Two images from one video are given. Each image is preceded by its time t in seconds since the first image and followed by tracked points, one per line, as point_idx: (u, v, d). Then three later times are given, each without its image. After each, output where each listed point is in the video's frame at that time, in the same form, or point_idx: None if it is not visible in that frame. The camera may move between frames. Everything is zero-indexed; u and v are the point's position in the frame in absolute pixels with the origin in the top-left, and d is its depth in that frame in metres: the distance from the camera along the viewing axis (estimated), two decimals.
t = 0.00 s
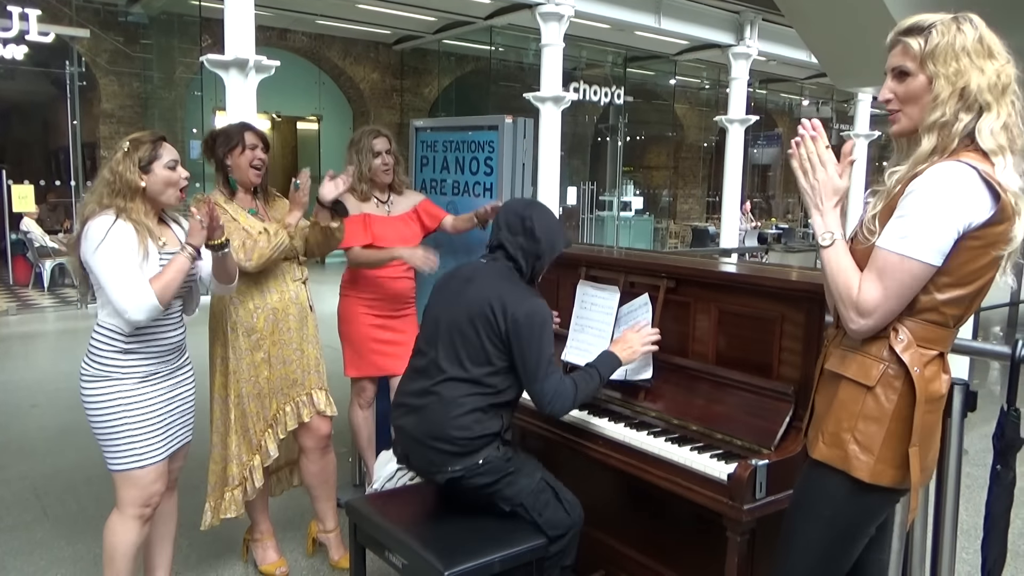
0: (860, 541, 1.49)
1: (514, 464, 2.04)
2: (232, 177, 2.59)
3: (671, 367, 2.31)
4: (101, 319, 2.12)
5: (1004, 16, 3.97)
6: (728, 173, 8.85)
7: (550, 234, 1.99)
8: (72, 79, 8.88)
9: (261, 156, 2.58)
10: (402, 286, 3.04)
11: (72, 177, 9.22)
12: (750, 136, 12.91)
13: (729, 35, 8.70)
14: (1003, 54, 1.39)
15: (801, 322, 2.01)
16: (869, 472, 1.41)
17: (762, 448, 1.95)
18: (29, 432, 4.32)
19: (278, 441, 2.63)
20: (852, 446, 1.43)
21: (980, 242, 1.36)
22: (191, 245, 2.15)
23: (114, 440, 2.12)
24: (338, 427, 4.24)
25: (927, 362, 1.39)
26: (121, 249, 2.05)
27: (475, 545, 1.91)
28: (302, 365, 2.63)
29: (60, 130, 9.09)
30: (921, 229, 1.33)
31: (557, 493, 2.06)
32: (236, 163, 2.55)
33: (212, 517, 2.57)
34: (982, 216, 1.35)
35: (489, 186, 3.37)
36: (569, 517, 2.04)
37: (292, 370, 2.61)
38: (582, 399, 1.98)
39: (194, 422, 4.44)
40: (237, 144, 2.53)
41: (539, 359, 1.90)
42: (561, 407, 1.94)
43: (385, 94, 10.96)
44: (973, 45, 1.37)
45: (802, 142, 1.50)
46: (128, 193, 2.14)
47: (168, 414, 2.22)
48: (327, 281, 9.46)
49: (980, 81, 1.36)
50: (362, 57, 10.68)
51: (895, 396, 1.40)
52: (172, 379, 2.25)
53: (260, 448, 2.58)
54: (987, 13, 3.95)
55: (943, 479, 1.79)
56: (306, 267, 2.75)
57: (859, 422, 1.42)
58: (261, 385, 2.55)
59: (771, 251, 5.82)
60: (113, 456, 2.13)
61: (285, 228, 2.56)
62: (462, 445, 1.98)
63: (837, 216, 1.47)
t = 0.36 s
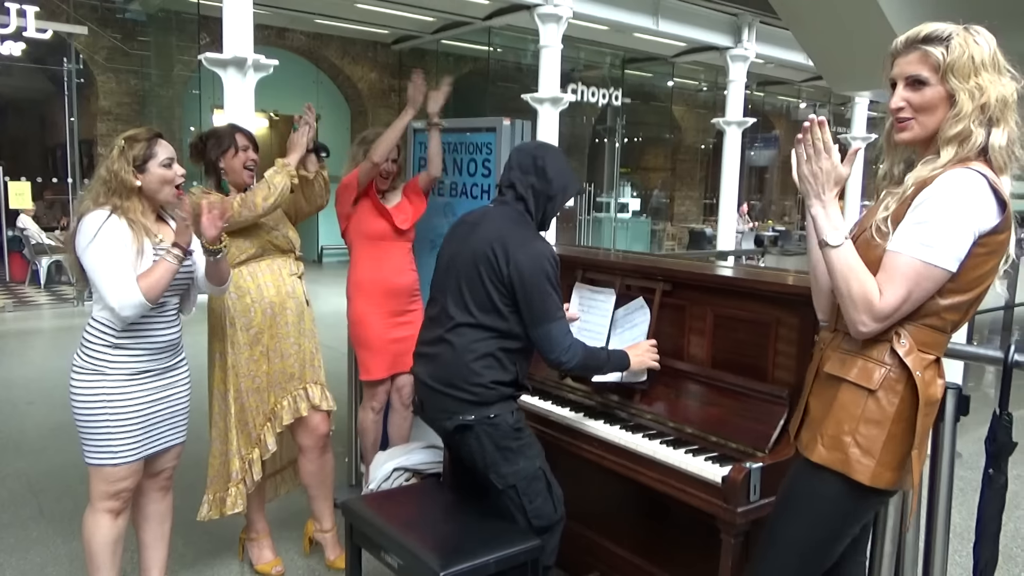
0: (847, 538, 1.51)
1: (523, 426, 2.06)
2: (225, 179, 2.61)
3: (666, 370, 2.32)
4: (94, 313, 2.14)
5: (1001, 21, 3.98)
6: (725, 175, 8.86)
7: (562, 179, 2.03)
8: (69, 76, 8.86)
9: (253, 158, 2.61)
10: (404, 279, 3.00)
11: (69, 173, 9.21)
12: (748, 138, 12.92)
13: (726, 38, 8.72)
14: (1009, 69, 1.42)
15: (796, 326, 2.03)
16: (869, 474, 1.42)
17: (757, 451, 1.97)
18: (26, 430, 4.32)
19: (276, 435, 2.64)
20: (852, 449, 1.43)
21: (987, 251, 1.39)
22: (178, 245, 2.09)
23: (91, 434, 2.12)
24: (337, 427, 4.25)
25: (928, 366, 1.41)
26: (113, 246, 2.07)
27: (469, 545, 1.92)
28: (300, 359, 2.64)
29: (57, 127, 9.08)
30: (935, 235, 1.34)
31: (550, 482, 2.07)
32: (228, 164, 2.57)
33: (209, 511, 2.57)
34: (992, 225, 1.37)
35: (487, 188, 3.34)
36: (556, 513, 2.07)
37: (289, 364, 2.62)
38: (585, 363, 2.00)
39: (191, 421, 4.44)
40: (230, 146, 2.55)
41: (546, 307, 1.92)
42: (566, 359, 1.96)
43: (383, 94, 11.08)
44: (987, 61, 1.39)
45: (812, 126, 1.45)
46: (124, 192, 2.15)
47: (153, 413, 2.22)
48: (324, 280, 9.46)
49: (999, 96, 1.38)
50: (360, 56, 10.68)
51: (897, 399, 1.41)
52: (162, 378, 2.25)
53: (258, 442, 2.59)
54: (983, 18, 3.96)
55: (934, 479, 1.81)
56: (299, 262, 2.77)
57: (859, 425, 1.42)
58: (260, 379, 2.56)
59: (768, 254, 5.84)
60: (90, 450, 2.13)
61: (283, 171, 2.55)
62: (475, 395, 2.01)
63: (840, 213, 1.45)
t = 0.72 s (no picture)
0: (833, 535, 1.53)
1: (531, 417, 2.08)
2: (219, 181, 2.62)
3: (665, 373, 2.35)
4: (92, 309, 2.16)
5: (998, 27, 4.01)
6: (724, 179, 8.88)
7: (556, 167, 2.01)
8: (71, 75, 8.87)
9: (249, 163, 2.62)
10: (404, 279, 3.00)
11: (69, 172, 9.22)
12: (748, 142, 12.95)
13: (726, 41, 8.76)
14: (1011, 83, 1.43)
15: (792, 330, 2.05)
16: (855, 470, 1.43)
17: (753, 453, 1.98)
18: (25, 428, 4.32)
19: (280, 430, 2.65)
20: (840, 444, 1.44)
21: (987, 262, 1.40)
22: (177, 254, 2.07)
23: (90, 431, 2.14)
24: (336, 427, 4.25)
25: (921, 369, 1.42)
26: (112, 244, 2.09)
27: (469, 545, 1.93)
28: (299, 353, 2.65)
29: (57, 126, 9.08)
30: (932, 241, 1.35)
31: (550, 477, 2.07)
32: (224, 170, 2.57)
33: (210, 507, 2.60)
34: (995, 236, 1.38)
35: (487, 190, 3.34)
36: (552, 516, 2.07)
37: (290, 359, 2.63)
38: (576, 347, 1.94)
39: (190, 419, 4.45)
40: (225, 151, 2.55)
41: (533, 286, 1.90)
42: (554, 341, 1.90)
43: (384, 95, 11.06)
44: (991, 76, 1.40)
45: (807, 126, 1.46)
46: (124, 191, 2.16)
47: (150, 411, 2.23)
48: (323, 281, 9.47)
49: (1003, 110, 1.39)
50: (361, 58, 10.72)
51: (888, 399, 1.42)
52: (160, 377, 2.26)
53: (262, 438, 2.61)
54: (980, 25, 4.00)
55: (928, 480, 1.82)
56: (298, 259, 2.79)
57: (849, 421, 1.43)
58: (262, 375, 2.57)
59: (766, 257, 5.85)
60: (88, 446, 2.15)
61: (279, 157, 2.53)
62: (484, 382, 2.03)
63: (840, 205, 1.47)
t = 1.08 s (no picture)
0: (834, 536, 1.54)
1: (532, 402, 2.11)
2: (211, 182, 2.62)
3: (661, 374, 2.36)
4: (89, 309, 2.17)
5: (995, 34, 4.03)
6: (722, 182, 8.91)
7: (541, 151, 2.03)
8: (69, 73, 8.87)
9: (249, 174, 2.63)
10: (402, 282, 3.01)
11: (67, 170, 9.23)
12: (745, 145, 12.98)
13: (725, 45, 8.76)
14: (1001, 92, 1.44)
15: (788, 332, 2.06)
16: (848, 467, 1.45)
17: (747, 454, 1.99)
18: (22, 426, 4.32)
19: (278, 427, 2.66)
20: (833, 441, 1.46)
21: (976, 261, 1.42)
22: (173, 265, 2.11)
23: (88, 429, 2.14)
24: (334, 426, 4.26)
25: (913, 366, 1.44)
26: (110, 243, 2.10)
27: (465, 544, 1.95)
28: (296, 350, 2.66)
29: (55, 123, 9.08)
30: (921, 241, 1.37)
31: (544, 467, 2.10)
32: (223, 177, 2.59)
33: (206, 505, 2.61)
34: (982, 236, 1.40)
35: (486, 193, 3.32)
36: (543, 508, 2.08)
37: (288, 356, 2.64)
38: (516, 312, 1.88)
39: (187, 418, 4.45)
40: (230, 156, 2.58)
41: (485, 256, 1.92)
42: (489, 305, 1.86)
43: (382, 95, 11.06)
44: (976, 85, 1.42)
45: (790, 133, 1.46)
46: (120, 190, 2.17)
47: (149, 409, 2.24)
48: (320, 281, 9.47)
49: (986, 118, 1.41)
50: (360, 58, 10.73)
51: (880, 396, 1.44)
52: (159, 376, 2.27)
53: (261, 436, 2.62)
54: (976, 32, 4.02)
55: (921, 482, 1.84)
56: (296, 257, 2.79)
57: (841, 418, 1.45)
58: (260, 372, 2.58)
59: (763, 261, 5.88)
60: (86, 446, 2.16)
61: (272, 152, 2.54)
62: (486, 364, 2.09)
63: (827, 208, 1.48)
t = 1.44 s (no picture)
0: (857, 539, 1.49)
1: (518, 399, 2.08)
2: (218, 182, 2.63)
3: (662, 376, 2.35)
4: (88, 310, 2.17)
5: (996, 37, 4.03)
6: (722, 184, 8.92)
7: (528, 145, 2.04)
8: (70, 73, 8.90)
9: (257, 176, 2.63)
10: (393, 282, 3.01)
11: (68, 170, 9.26)
12: (745, 147, 12.96)
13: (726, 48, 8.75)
14: (989, 93, 1.44)
15: (789, 334, 2.07)
16: (871, 468, 1.41)
17: (748, 456, 1.99)
18: (21, 425, 4.32)
19: (279, 429, 2.66)
20: (854, 442, 1.42)
21: (975, 254, 1.42)
22: (175, 274, 2.13)
23: (87, 430, 2.14)
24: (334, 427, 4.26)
25: (925, 361, 1.42)
26: (110, 244, 2.10)
27: (466, 544, 1.95)
28: (299, 352, 2.66)
29: (56, 123, 9.09)
30: (926, 237, 1.37)
31: (525, 467, 2.07)
32: (229, 177, 2.59)
33: (206, 505, 2.61)
34: (980, 229, 1.41)
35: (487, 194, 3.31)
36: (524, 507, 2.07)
37: (290, 357, 2.64)
38: (488, 308, 1.91)
39: (187, 418, 4.45)
40: (237, 157, 2.57)
41: (461, 252, 1.96)
42: (461, 302, 1.91)
43: (383, 96, 11.06)
44: (960, 87, 1.41)
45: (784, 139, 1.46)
46: (120, 188, 2.17)
47: (147, 410, 2.24)
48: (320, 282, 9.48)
49: (967, 121, 1.41)
50: (361, 59, 10.74)
51: (895, 393, 1.42)
52: (158, 377, 2.27)
53: (261, 436, 2.62)
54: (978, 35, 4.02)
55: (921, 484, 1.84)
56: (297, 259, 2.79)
57: (859, 418, 1.42)
58: (262, 373, 2.58)
59: (763, 263, 5.88)
60: (85, 447, 2.16)
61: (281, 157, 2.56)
62: (473, 359, 2.10)
63: (828, 212, 1.45)
